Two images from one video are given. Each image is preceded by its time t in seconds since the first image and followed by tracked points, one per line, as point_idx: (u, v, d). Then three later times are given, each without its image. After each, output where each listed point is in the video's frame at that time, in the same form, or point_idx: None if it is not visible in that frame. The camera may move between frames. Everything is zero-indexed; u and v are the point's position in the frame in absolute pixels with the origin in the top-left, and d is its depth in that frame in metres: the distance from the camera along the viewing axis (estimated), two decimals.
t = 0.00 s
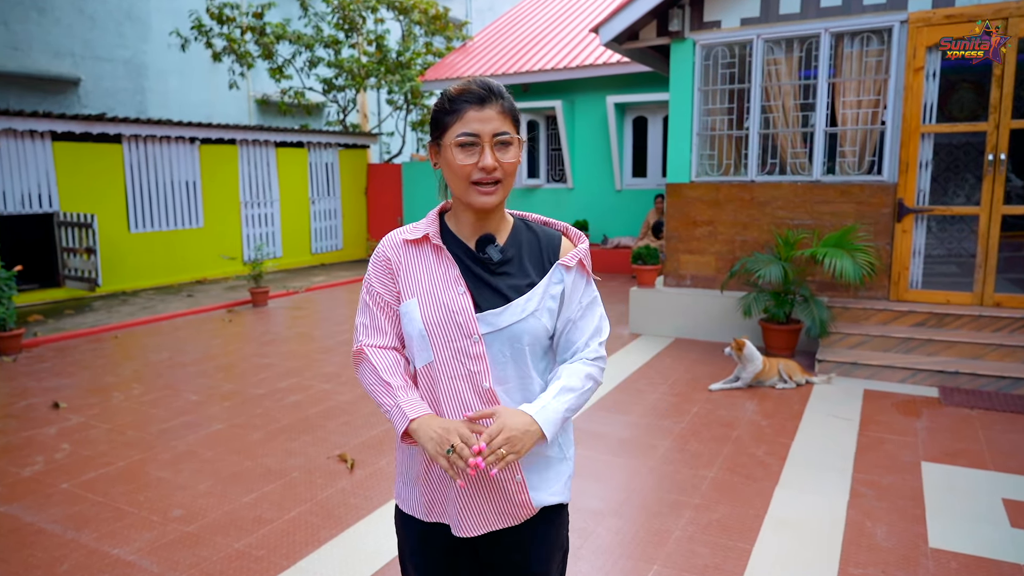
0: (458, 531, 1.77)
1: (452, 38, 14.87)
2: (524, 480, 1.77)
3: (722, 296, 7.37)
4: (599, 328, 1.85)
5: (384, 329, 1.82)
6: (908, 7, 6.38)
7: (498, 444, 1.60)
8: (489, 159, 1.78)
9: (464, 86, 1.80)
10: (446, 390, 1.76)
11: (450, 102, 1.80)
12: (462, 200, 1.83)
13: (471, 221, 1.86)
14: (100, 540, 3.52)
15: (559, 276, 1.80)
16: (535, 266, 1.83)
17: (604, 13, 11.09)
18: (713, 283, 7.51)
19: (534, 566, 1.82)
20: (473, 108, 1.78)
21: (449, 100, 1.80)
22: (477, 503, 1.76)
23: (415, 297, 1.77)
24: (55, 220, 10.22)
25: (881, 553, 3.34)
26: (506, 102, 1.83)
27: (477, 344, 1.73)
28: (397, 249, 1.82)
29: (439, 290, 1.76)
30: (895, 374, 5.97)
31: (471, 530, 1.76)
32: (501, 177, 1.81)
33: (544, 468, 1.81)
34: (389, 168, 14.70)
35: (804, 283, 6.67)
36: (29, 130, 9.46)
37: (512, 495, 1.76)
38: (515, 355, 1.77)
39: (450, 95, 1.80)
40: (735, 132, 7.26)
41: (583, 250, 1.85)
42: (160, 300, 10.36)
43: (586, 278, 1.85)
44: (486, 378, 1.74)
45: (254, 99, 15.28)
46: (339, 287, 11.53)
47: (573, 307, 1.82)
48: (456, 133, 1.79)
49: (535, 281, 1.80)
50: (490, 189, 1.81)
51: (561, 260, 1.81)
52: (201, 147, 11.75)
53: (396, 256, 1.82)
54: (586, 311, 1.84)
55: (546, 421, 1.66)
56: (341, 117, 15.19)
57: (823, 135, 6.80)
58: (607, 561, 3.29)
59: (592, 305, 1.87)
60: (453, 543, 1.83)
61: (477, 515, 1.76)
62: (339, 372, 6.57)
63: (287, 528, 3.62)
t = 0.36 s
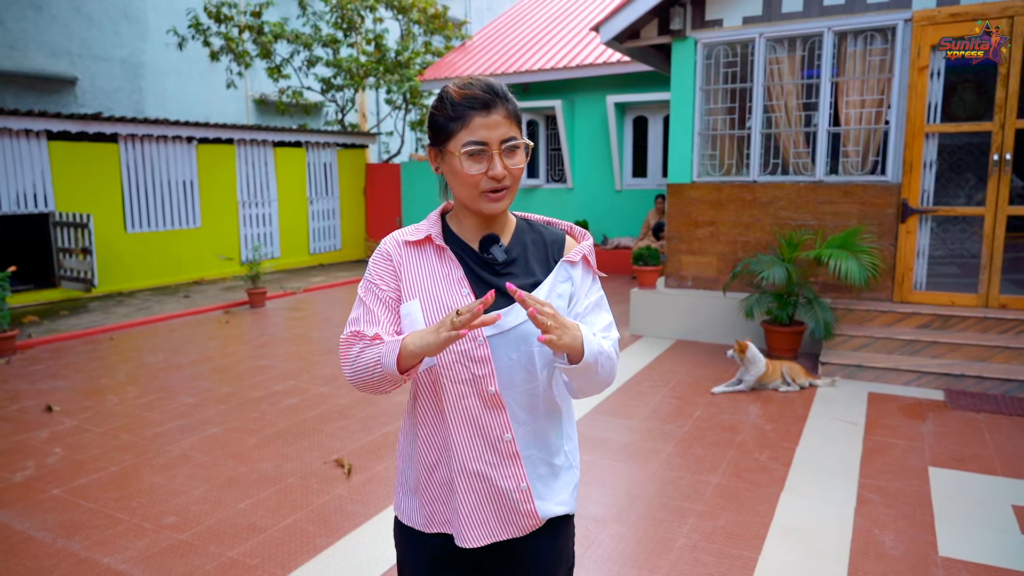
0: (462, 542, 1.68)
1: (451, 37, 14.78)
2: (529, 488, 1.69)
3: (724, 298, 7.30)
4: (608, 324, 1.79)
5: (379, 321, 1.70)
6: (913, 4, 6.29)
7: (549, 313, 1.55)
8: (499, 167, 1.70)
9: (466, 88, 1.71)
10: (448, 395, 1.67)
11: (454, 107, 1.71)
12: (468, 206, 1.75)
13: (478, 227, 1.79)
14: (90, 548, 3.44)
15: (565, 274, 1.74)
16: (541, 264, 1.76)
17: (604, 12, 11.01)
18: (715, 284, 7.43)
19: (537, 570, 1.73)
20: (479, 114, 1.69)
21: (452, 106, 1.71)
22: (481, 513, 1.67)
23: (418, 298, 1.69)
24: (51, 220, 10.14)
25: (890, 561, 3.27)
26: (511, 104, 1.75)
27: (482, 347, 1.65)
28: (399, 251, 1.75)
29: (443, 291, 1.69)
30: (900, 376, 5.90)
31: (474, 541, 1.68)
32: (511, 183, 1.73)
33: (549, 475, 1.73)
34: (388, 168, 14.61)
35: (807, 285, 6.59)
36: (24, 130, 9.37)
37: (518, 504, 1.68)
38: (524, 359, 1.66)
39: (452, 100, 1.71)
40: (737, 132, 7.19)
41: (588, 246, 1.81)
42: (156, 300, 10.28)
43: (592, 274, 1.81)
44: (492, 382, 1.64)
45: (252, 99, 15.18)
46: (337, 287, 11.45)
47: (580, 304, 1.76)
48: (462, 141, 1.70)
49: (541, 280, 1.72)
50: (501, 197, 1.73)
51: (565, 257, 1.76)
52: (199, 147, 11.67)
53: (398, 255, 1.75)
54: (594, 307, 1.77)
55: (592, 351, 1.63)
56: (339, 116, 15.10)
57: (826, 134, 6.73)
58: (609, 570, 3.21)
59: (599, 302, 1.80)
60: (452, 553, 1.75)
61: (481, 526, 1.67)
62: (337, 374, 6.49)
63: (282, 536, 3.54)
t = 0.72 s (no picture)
0: (468, 561, 1.58)
1: (450, 35, 14.69)
2: (538, 504, 1.59)
3: (727, 299, 7.23)
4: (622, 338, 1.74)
5: (370, 331, 1.72)
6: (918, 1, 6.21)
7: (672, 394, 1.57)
8: (491, 156, 1.62)
9: (468, 77, 1.66)
10: (452, 405, 1.57)
11: (454, 94, 1.65)
12: (467, 201, 1.67)
13: (478, 223, 1.70)
14: (81, 557, 3.35)
15: (579, 284, 1.68)
16: (553, 273, 1.68)
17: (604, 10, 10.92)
18: (717, 285, 7.36)
19: None
20: (478, 100, 1.63)
21: (454, 93, 1.66)
22: (488, 531, 1.57)
23: (418, 304, 1.60)
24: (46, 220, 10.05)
25: (900, 570, 3.18)
26: (516, 94, 1.67)
27: (488, 355, 1.56)
28: (400, 254, 1.68)
29: (445, 297, 1.60)
30: (905, 378, 5.82)
31: (481, 561, 1.57)
32: (507, 174, 1.64)
33: (558, 488, 1.65)
34: (387, 167, 14.51)
35: (811, 285, 6.50)
36: (19, 128, 9.28)
37: (527, 520, 1.58)
38: (530, 368, 1.59)
39: (454, 88, 1.66)
40: (739, 130, 7.11)
41: (604, 258, 1.74)
42: (153, 301, 10.18)
43: (605, 286, 1.74)
44: (499, 392, 1.56)
45: (250, 98, 15.08)
46: (336, 287, 11.36)
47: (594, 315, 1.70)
48: (459, 127, 1.64)
49: (553, 288, 1.65)
50: (494, 188, 1.64)
51: (582, 267, 1.69)
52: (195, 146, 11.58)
53: (397, 259, 1.67)
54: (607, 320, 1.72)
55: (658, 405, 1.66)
56: (337, 115, 15.01)
57: (829, 133, 6.65)
58: None
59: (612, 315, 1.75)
60: (457, 567, 1.67)
61: (488, 545, 1.57)
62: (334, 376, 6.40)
63: (277, 543, 3.45)
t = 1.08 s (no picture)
0: (466, 565, 1.55)
1: (449, 36, 14.67)
2: (537, 508, 1.56)
3: (727, 300, 7.21)
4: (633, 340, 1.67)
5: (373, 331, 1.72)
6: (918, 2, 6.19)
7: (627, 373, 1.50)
8: (493, 159, 1.60)
9: (470, 79, 1.63)
10: (452, 406, 1.55)
11: (457, 97, 1.63)
12: (470, 202, 1.66)
13: (482, 226, 1.69)
14: (77, 562, 3.32)
15: (582, 287, 1.63)
16: (555, 274, 1.64)
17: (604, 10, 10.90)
18: (717, 286, 7.33)
19: None
20: (480, 104, 1.61)
21: (457, 96, 1.63)
22: (486, 535, 1.55)
23: (419, 303, 1.58)
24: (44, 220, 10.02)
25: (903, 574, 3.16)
26: (519, 96, 1.64)
27: (488, 356, 1.54)
28: (404, 253, 1.66)
29: (448, 298, 1.57)
30: (906, 380, 5.80)
31: (479, 565, 1.55)
32: (510, 178, 1.62)
33: (559, 494, 1.61)
34: (386, 168, 14.48)
35: (811, 287, 6.48)
36: (17, 129, 9.25)
37: (525, 525, 1.55)
38: (530, 371, 1.57)
39: (456, 90, 1.63)
40: (739, 131, 7.09)
41: (609, 260, 1.69)
42: (151, 302, 10.15)
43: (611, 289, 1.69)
44: (499, 393, 1.53)
45: (249, 98, 15.05)
46: (334, 288, 11.33)
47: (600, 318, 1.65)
48: (460, 131, 1.62)
49: (555, 290, 1.61)
50: (497, 191, 1.62)
51: (585, 269, 1.64)
52: (194, 147, 11.55)
53: (400, 258, 1.66)
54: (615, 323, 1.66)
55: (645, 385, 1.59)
56: (336, 116, 14.98)
57: (830, 134, 6.62)
58: None
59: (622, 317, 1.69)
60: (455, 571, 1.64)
61: (486, 549, 1.55)
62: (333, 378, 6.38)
63: (275, 548, 3.42)
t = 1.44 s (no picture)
0: (457, 553, 1.59)
1: (448, 37, 14.72)
2: (519, 498, 1.58)
3: (723, 300, 7.26)
4: (611, 327, 1.55)
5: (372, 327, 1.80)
6: (913, 4, 6.25)
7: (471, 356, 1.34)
8: (490, 163, 1.62)
9: (459, 85, 1.65)
10: (434, 398, 1.58)
11: (447, 103, 1.65)
12: (467, 206, 1.68)
13: (475, 226, 1.71)
14: (78, 558, 3.36)
15: (558, 278, 1.56)
16: (533, 269, 1.59)
17: (602, 12, 10.96)
18: (713, 286, 7.38)
19: None
20: (472, 109, 1.63)
21: (447, 102, 1.66)
22: (470, 524, 1.58)
23: (408, 301, 1.65)
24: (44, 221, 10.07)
25: (894, 570, 3.20)
26: (508, 99, 1.67)
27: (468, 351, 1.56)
28: (400, 253, 1.72)
29: (435, 295, 1.62)
30: (900, 379, 5.84)
31: (468, 553, 1.59)
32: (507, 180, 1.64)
33: (545, 486, 1.62)
34: (384, 169, 14.52)
35: (807, 287, 6.53)
36: (17, 130, 9.29)
37: (508, 515, 1.57)
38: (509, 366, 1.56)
39: (446, 97, 1.66)
40: (735, 132, 7.14)
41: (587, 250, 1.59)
42: (150, 303, 10.19)
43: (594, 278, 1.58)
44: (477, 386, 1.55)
45: (248, 99, 15.09)
46: (333, 289, 11.37)
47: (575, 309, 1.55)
48: (454, 137, 1.64)
49: (530, 284, 1.57)
50: (495, 194, 1.65)
51: (560, 259, 1.57)
52: (193, 148, 11.60)
53: (395, 258, 1.73)
54: (590, 310, 1.54)
55: (532, 378, 1.36)
56: (335, 117, 15.03)
57: (825, 135, 6.68)
58: None
59: (603, 304, 1.58)
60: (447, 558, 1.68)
61: (473, 538, 1.58)
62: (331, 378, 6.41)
63: (275, 544, 3.47)
